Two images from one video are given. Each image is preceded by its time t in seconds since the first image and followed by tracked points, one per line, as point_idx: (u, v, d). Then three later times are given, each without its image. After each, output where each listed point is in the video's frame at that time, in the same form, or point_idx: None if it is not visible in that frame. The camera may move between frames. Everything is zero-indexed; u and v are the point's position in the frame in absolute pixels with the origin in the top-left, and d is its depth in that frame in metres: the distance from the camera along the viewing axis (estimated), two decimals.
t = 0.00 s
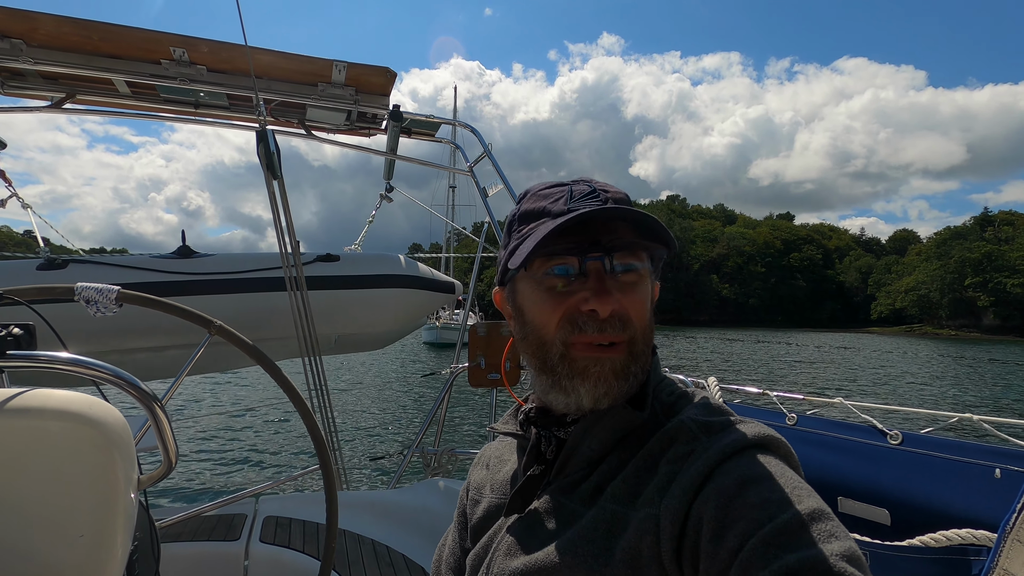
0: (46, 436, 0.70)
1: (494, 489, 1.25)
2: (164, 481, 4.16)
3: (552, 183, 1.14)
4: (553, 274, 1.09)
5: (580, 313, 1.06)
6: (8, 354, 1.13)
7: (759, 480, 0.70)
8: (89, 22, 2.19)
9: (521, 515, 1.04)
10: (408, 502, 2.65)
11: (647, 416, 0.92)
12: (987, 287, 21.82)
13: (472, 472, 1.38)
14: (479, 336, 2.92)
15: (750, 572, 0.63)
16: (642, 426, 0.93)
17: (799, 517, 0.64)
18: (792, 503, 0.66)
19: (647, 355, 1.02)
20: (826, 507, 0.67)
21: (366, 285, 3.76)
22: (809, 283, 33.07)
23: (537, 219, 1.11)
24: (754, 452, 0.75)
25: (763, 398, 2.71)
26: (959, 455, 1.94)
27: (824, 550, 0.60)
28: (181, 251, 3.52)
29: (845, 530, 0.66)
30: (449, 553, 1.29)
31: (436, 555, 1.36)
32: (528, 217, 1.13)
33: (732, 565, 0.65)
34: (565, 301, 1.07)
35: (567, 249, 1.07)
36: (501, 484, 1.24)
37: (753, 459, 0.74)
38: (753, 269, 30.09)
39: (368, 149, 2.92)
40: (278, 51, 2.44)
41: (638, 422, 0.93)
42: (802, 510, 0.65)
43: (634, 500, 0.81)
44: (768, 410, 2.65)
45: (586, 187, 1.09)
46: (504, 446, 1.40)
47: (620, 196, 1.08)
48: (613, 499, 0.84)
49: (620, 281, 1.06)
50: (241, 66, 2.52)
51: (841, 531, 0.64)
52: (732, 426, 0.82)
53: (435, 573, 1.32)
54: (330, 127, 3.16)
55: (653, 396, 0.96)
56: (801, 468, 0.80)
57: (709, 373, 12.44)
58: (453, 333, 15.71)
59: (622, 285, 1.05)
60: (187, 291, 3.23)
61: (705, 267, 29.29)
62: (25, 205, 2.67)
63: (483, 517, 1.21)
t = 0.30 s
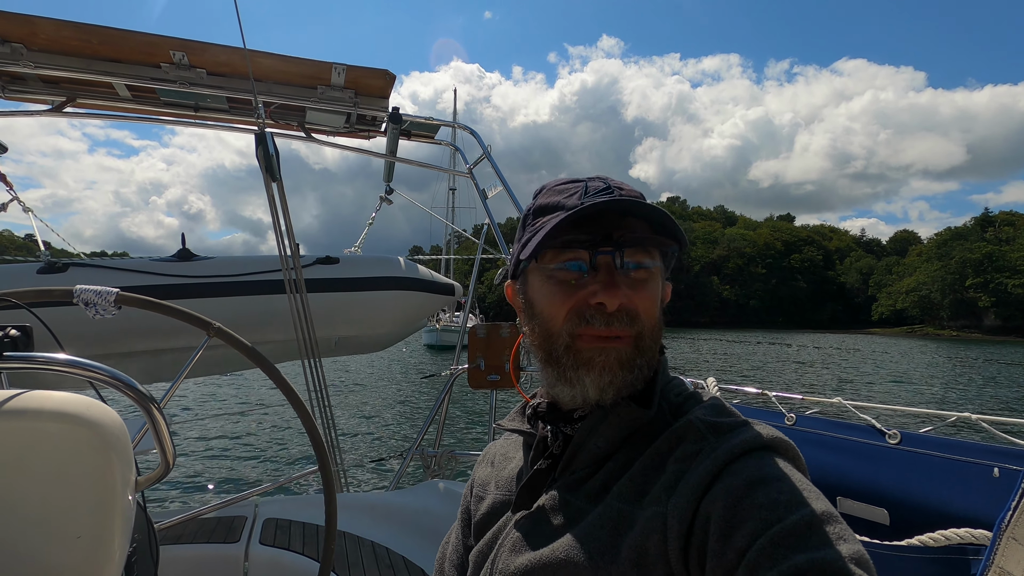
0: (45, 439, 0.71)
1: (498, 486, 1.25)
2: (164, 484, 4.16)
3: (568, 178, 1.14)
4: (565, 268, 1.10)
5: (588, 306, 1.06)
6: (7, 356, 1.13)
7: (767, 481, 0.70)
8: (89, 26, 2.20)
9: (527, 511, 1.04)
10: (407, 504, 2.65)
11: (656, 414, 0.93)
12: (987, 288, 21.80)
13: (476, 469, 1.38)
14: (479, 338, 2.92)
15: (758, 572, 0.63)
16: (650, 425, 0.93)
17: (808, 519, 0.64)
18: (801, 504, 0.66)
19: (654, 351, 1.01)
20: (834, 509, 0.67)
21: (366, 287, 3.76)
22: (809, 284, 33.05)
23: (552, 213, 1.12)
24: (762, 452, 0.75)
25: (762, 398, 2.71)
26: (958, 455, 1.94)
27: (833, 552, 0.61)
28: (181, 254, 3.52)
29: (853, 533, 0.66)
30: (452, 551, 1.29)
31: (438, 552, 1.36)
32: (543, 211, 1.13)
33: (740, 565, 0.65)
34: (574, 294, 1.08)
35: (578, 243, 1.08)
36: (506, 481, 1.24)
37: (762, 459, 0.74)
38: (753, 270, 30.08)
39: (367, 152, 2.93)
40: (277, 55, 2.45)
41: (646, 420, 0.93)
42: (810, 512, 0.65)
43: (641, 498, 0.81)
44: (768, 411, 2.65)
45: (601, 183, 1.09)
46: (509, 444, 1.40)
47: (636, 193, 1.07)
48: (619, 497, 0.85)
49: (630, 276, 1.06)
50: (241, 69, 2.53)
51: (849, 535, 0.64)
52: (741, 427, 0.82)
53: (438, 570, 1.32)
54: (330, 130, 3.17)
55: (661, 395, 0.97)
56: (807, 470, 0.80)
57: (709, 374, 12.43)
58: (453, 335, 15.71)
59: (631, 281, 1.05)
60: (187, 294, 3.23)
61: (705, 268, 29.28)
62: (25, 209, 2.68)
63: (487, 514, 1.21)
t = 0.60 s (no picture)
0: (46, 442, 0.72)
1: (498, 487, 1.25)
2: (165, 489, 4.16)
3: (544, 180, 1.17)
4: (538, 268, 1.13)
5: (560, 305, 1.09)
6: (9, 361, 1.14)
7: (763, 479, 0.71)
8: (89, 33, 2.22)
9: (526, 512, 1.05)
10: (408, 507, 2.65)
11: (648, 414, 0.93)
12: (987, 287, 21.80)
13: (477, 470, 1.39)
14: (479, 340, 2.93)
15: (753, 570, 0.64)
16: (643, 424, 0.94)
17: (803, 517, 0.65)
18: (795, 502, 0.67)
19: (626, 347, 1.02)
20: (829, 506, 0.68)
21: (366, 290, 3.77)
22: (809, 284, 33.08)
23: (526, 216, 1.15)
24: (757, 451, 0.76)
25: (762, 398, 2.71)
26: (956, 451, 1.93)
27: (829, 549, 0.61)
28: (181, 259, 3.53)
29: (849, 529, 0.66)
30: (454, 552, 1.30)
31: (441, 552, 1.37)
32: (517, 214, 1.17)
33: (736, 563, 0.66)
34: (547, 293, 1.11)
35: (549, 243, 1.11)
36: (505, 482, 1.25)
37: (757, 458, 0.74)
38: (753, 271, 30.09)
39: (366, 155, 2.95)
40: (276, 59, 2.46)
41: (638, 419, 0.94)
42: (806, 509, 0.66)
43: (637, 498, 0.82)
44: (768, 410, 2.65)
45: (573, 185, 1.10)
46: (510, 445, 1.41)
47: (606, 191, 1.08)
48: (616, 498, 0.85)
49: (600, 274, 1.07)
50: (240, 74, 2.55)
51: (845, 531, 0.65)
52: (737, 426, 0.82)
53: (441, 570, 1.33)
54: (329, 134, 3.19)
55: (655, 394, 0.96)
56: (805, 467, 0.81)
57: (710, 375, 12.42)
58: (453, 338, 15.71)
59: (602, 278, 1.06)
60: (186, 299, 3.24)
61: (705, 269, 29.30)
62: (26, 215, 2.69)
63: (487, 515, 1.22)
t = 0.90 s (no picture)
0: (45, 440, 0.72)
1: (497, 486, 1.25)
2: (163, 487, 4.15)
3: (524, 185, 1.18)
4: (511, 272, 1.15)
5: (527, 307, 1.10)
6: (8, 359, 1.14)
7: (757, 478, 0.71)
8: (87, 30, 2.21)
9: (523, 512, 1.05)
10: (408, 505, 2.65)
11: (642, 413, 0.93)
12: (984, 286, 21.85)
13: (476, 469, 1.39)
14: (478, 338, 2.93)
15: (749, 568, 0.64)
16: (638, 424, 0.93)
17: (799, 514, 0.65)
18: (791, 500, 0.67)
19: (590, 348, 1.01)
20: (826, 503, 0.68)
21: (364, 288, 3.77)
22: (807, 283, 33.11)
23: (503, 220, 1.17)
24: (754, 450, 0.76)
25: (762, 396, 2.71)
26: (955, 449, 1.93)
27: (825, 547, 0.61)
28: (179, 257, 3.53)
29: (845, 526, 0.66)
30: (454, 551, 1.30)
31: (441, 551, 1.37)
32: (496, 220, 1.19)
33: (732, 561, 0.66)
34: (516, 296, 1.12)
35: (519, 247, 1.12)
36: (504, 482, 1.25)
37: (752, 457, 0.74)
38: (751, 269, 30.11)
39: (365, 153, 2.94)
40: (274, 57, 2.46)
41: (633, 419, 0.93)
42: (801, 507, 0.65)
43: (634, 498, 0.82)
44: (767, 408, 2.65)
45: (544, 187, 1.11)
46: (508, 444, 1.41)
47: (575, 192, 1.07)
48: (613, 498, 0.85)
49: (567, 275, 1.05)
50: (238, 71, 2.54)
51: (841, 528, 0.64)
52: (732, 425, 0.82)
53: (441, 569, 1.33)
54: (328, 132, 3.18)
55: (650, 394, 0.96)
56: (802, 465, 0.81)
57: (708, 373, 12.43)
58: (452, 336, 15.70)
59: (567, 279, 1.05)
60: (185, 297, 3.24)
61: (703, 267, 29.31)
62: (24, 213, 2.68)
63: (485, 514, 1.22)
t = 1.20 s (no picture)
0: (53, 431, 0.72)
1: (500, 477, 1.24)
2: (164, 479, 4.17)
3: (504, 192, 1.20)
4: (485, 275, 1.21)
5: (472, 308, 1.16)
6: (16, 350, 1.14)
7: (759, 474, 0.69)
8: (86, 20, 2.20)
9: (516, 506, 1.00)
10: (409, 496, 2.67)
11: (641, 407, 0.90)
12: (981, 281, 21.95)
13: (483, 462, 1.41)
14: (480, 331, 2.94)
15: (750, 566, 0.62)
16: (635, 418, 0.90)
17: (801, 510, 0.63)
18: (793, 495, 0.65)
19: (480, 350, 1.04)
20: (828, 498, 0.66)
21: (365, 281, 3.77)
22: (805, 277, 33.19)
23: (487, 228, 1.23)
24: (757, 445, 0.74)
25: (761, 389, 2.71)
26: (953, 442, 1.96)
27: (828, 543, 0.60)
28: (180, 249, 3.52)
29: (846, 521, 0.65)
30: (463, 543, 1.31)
31: (448, 543, 1.38)
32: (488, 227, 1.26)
33: (735, 559, 0.64)
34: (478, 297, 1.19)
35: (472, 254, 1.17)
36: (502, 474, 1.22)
37: (753, 453, 0.72)
38: (749, 263, 30.15)
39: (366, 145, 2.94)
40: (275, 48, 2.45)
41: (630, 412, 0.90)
42: (803, 502, 0.64)
43: (635, 493, 0.79)
44: (766, 401, 2.66)
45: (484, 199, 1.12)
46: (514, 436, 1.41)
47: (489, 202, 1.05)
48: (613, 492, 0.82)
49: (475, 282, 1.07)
50: (238, 62, 2.53)
51: (843, 524, 0.63)
52: (735, 420, 0.80)
53: (448, 561, 1.33)
54: (328, 124, 3.17)
55: (649, 388, 0.92)
56: (804, 462, 0.79)
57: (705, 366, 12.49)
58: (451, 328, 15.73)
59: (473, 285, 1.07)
60: (185, 289, 3.24)
61: (701, 261, 29.35)
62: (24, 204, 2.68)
63: (492, 508, 1.23)
